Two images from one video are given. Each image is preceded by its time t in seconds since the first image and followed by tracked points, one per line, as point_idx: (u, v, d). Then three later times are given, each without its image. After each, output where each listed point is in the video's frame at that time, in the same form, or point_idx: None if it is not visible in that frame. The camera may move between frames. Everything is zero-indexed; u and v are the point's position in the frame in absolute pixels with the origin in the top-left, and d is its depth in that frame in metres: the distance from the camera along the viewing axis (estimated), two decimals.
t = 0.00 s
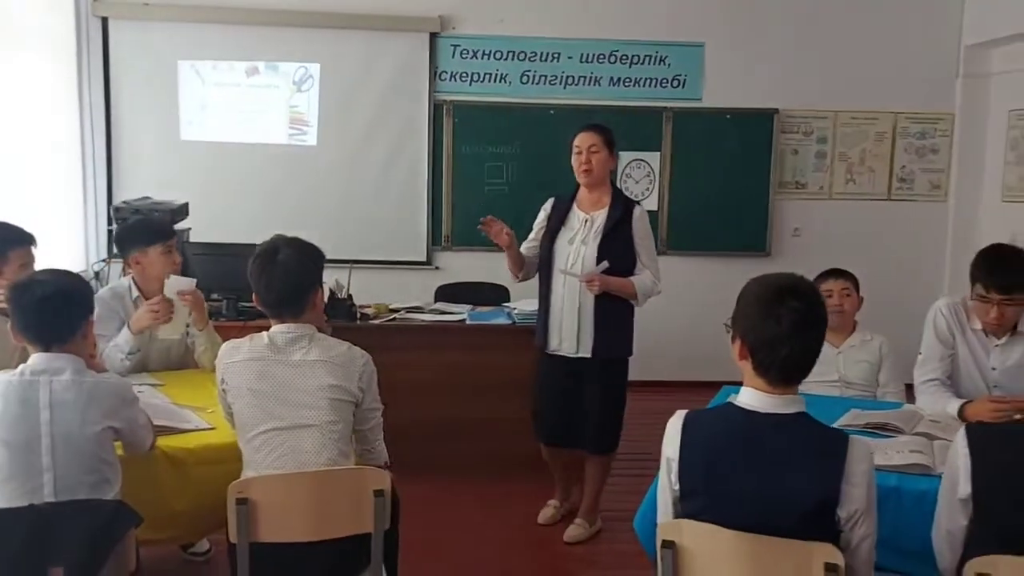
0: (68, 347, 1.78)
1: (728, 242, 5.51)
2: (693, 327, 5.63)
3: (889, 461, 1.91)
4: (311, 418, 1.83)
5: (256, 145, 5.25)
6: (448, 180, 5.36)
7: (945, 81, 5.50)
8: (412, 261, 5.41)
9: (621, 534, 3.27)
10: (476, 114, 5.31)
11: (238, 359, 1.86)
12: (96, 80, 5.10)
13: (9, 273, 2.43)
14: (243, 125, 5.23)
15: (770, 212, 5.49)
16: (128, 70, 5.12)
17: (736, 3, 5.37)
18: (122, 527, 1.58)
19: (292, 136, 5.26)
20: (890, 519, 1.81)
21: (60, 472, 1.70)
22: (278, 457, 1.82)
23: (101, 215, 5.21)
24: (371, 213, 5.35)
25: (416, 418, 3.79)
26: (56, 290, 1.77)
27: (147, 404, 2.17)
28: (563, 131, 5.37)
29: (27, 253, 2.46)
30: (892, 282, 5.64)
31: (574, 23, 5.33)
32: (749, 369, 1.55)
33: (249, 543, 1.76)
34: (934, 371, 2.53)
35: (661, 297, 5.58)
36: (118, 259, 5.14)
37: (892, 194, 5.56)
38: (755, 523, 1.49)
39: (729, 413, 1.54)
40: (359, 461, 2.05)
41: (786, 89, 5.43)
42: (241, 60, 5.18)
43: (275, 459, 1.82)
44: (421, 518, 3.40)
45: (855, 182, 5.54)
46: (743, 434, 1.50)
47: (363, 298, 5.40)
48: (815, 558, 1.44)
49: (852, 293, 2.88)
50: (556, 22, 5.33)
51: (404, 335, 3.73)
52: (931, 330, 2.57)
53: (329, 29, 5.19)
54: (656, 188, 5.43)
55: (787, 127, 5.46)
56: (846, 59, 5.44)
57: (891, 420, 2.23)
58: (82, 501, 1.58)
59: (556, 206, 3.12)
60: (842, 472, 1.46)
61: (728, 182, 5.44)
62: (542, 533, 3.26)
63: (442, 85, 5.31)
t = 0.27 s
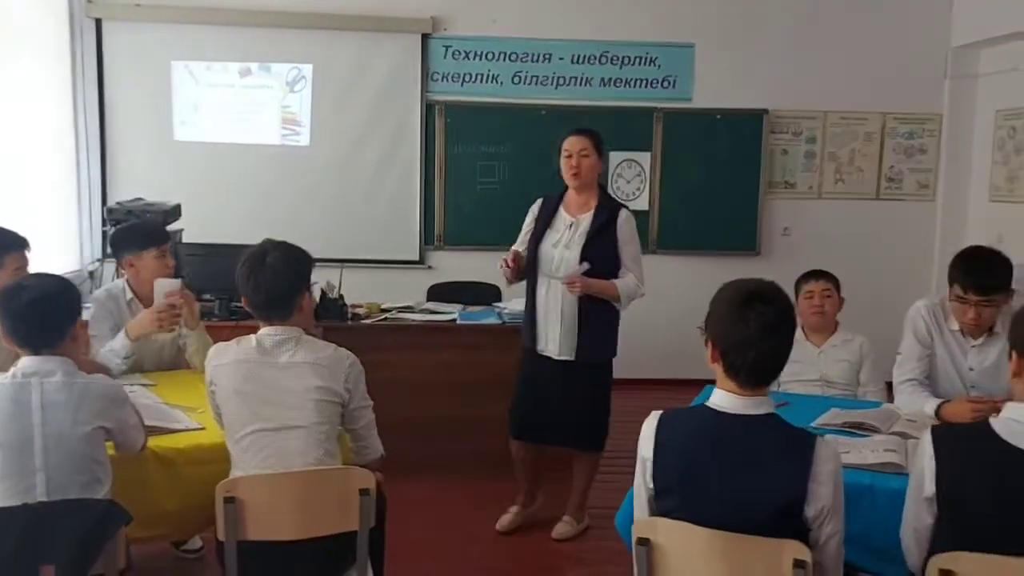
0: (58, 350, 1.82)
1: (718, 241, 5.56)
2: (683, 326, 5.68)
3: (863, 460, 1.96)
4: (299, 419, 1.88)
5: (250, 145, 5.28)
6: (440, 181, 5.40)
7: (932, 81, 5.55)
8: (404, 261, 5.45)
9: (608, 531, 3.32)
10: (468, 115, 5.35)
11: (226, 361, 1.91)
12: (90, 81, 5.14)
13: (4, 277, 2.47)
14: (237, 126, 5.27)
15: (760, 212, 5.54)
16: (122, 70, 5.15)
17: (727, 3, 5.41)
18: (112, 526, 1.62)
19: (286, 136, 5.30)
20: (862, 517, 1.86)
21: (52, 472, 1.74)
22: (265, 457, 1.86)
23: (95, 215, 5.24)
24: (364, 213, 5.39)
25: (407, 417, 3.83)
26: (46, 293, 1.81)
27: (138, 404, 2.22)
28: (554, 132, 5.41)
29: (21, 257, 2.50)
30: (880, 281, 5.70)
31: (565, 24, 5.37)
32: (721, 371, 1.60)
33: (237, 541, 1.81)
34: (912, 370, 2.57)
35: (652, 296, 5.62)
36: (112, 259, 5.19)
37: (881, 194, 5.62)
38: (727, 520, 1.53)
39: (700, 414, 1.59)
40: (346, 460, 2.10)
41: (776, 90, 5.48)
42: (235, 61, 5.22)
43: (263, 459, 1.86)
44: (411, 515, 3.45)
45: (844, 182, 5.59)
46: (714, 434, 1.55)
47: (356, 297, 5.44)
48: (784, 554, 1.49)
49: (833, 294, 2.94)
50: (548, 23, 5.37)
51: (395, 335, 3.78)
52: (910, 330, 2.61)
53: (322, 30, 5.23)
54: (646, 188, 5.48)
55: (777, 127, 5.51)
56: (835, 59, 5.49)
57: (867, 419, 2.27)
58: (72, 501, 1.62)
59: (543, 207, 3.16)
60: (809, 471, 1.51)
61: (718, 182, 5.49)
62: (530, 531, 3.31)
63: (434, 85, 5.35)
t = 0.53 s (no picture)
0: (55, 350, 1.87)
1: (710, 240, 5.61)
2: (676, 324, 5.73)
3: (841, 456, 2.01)
4: (291, 417, 1.93)
5: (247, 145, 5.33)
6: (435, 180, 5.45)
7: (923, 81, 5.61)
8: (400, 259, 5.50)
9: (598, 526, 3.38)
10: (462, 115, 5.40)
11: (221, 360, 1.96)
12: (87, 81, 5.18)
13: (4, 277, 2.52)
14: (233, 126, 5.32)
15: (752, 211, 5.59)
16: (119, 71, 5.20)
17: (719, 4, 5.46)
18: (110, 520, 1.67)
19: (282, 136, 5.35)
20: (840, 510, 1.91)
21: (52, 468, 1.79)
22: (259, 454, 1.91)
23: (93, 215, 5.29)
24: (359, 212, 5.44)
25: (401, 414, 3.88)
26: (42, 295, 1.86)
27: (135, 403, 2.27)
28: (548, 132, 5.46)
29: (21, 258, 2.55)
30: (871, 279, 5.76)
31: (559, 24, 5.42)
32: (699, 370, 1.65)
33: (230, 535, 1.86)
34: (893, 368, 2.63)
35: (645, 294, 5.68)
36: (109, 258, 5.24)
37: (872, 193, 5.67)
38: (703, 513, 1.59)
39: (678, 411, 1.64)
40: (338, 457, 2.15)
41: (768, 90, 5.53)
42: (231, 62, 5.27)
43: (256, 456, 1.91)
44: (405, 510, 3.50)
45: (836, 181, 5.64)
46: (691, 431, 1.61)
47: (351, 296, 5.49)
48: (759, 545, 1.55)
49: (817, 293, 3.01)
50: (542, 24, 5.42)
51: (389, 333, 3.83)
52: (891, 329, 2.67)
53: (318, 31, 5.27)
54: (639, 187, 5.53)
55: (769, 127, 5.56)
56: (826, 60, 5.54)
57: (848, 416, 2.33)
58: (70, 496, 1.67)
59: (520, 210, 3.19)
60: (782, 466, 1.56)
61: (710, 181, 5.54)
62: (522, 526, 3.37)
63: (429, 86, 5.40)
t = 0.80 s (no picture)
0: (57, 343, 1.91)
1: (704, 239, 5.67)
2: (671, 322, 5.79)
3: (825, 447, 2.07)
4: (289, 409, 1.99)
5: (246, 145, 5.39)
6: (433, 180, 5.50)
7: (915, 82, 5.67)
8: (397, 258, 5.56)
9: (592, 520, 3.43)
10: (459, 116, 5.45)
11: (220, 354, 2.01)
12: (87, 82, 5.23)
13: (7, 274, 2.56)
14: (233, 126, 5.37)
15: (745, 211, 5.65)
16: (119, 72, 5.25)
17: (713, 6, 5.51)
18: (114, 508, 1.72)
19: (280, 136, 5.40)
20: (823, 500, 1.97)
21: (57, 459, 1.84)
22: (258, 446, 1.97)
23: (93, 214, 5.35)
24: (357, 211, 5.49)
25: (398, 410, 3.94)
26: (46, 289, 1.91)
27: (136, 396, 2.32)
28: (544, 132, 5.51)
29: (24, 255, 2.60)
30: (863, 278, 5.82)
31: (555, 26, 5.48)
32: (683, 362, 1.70)
33: (230, 525, 1.91)
34: (879, 363, 2.68)
35: (640, 293, 5.74)
36: (109, 257, 5.29)
37: (864, 193, 5.73)
38: (688, 501, 1.64)
39: (664, 402, 1.69)
40: (334, 448, 2.21)
41: (761, 91, 5.59)
42: (230, 63, 5.32)
43: (255, 447, 1.97)
44: (402, 505, 3.56)
45: (829, 181, 5.70)
46: (676, 421, 1.66)
47: (349, 294, 5.54)
48: (741, 532, 1.60)
49: (806, 290, 3.07)
50: (538, 26, 5.47)
51: (386, 330, 3.89)
52: (877, 326, 2.73)
53: (316, 32, 5.33)
54: (634, 187, 5.59)
55: (762, 127, 5.62)
56: (819, 61, 5.60)
57: (833, 409, 2.38)
58: (76, 485, 1.72)
59: (488, 208, 3.20)
60: (763, 455, 1.62)
61: (704, 181, 5.60)
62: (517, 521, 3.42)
63: (426, 87, 5.46)
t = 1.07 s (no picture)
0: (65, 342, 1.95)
1: (701, 240, 5.72)
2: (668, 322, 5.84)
3: (816, 443, 2.12)
4: (291, 406, 2.03)
5: (247, 147, 5.43)
6: (432, 181, 5.55)
7: (910, 84, 5.72)
8: (397, 259, 5.60)
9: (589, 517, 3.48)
10: (458, 118, 5.50)
11: (223, 352, 2.06)
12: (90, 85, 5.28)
13: (13, 275, 2.60)
14: (234, 128, 5.42)
15: (742, 211, 5.70)
16: (121, 75, 5.29)
17: (709, 9, 5.56)
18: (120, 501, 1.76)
19: (281, 138, 5.45)
20: (813, 494, 2.02)
21: (64, 454, 1.88)
22: (260, 441, 2.01)
23: (95, 215, 5.40)
24: (357, 212, 5.54)
25: (398, 408, 3.98)
26: (54, 289, 1.95)
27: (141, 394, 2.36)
28: (542, 134, 5.56)
29: (29, 256, 2.65)
30: (859, 278, 5.87)
31: (553, 29, 5.53)
32: (675, 359, 1.75)
33: (233, 518, 1.96)
34: (871, 362, 2.72)
35: (638, 293, 5.78)
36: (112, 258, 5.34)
37: (860, 194, 5.78)
38: (679, 494, 1.69)
39: (656, 398, 1.74)
40: (335, 444, 2.25)
41: (758, 93, 5.64)
42: (231, 66, 5.37)
43: (258, 443, 2.01)
44: (402, 502, 3.61)
45: (825, 183, 5.75)
46: (667, 416, 1.70)
47: (350, 295, 5.59)
48: (732, 525, 1.64)
49: (799, 289, 3.12)
50: (536, 29, 5.52)
51: (386, 330, 3.93)
52: (869, 325, 2.77)
53: (316, 35, 5.37)
54: (632, 189, 5.64)
55: (759, 129, 5.67)
56: (815, 63, 5.65)
57: (825, 407, 2.43)
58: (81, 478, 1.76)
59: (463, 207, 3.19)
60: (753, 450, 1.66)
61: (702, 182, 5.65)
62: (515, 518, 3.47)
63: (426, 90, 5.50)
